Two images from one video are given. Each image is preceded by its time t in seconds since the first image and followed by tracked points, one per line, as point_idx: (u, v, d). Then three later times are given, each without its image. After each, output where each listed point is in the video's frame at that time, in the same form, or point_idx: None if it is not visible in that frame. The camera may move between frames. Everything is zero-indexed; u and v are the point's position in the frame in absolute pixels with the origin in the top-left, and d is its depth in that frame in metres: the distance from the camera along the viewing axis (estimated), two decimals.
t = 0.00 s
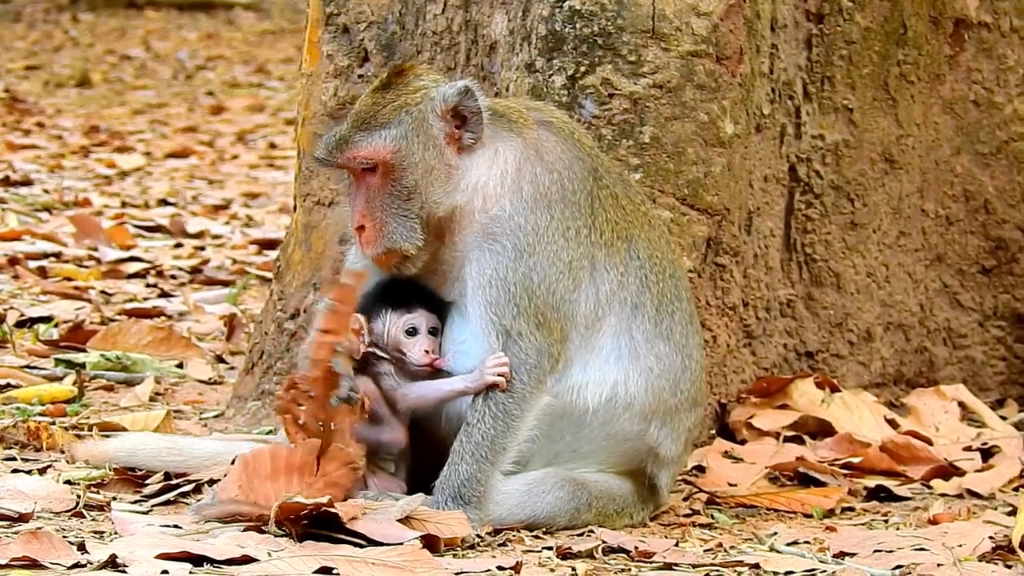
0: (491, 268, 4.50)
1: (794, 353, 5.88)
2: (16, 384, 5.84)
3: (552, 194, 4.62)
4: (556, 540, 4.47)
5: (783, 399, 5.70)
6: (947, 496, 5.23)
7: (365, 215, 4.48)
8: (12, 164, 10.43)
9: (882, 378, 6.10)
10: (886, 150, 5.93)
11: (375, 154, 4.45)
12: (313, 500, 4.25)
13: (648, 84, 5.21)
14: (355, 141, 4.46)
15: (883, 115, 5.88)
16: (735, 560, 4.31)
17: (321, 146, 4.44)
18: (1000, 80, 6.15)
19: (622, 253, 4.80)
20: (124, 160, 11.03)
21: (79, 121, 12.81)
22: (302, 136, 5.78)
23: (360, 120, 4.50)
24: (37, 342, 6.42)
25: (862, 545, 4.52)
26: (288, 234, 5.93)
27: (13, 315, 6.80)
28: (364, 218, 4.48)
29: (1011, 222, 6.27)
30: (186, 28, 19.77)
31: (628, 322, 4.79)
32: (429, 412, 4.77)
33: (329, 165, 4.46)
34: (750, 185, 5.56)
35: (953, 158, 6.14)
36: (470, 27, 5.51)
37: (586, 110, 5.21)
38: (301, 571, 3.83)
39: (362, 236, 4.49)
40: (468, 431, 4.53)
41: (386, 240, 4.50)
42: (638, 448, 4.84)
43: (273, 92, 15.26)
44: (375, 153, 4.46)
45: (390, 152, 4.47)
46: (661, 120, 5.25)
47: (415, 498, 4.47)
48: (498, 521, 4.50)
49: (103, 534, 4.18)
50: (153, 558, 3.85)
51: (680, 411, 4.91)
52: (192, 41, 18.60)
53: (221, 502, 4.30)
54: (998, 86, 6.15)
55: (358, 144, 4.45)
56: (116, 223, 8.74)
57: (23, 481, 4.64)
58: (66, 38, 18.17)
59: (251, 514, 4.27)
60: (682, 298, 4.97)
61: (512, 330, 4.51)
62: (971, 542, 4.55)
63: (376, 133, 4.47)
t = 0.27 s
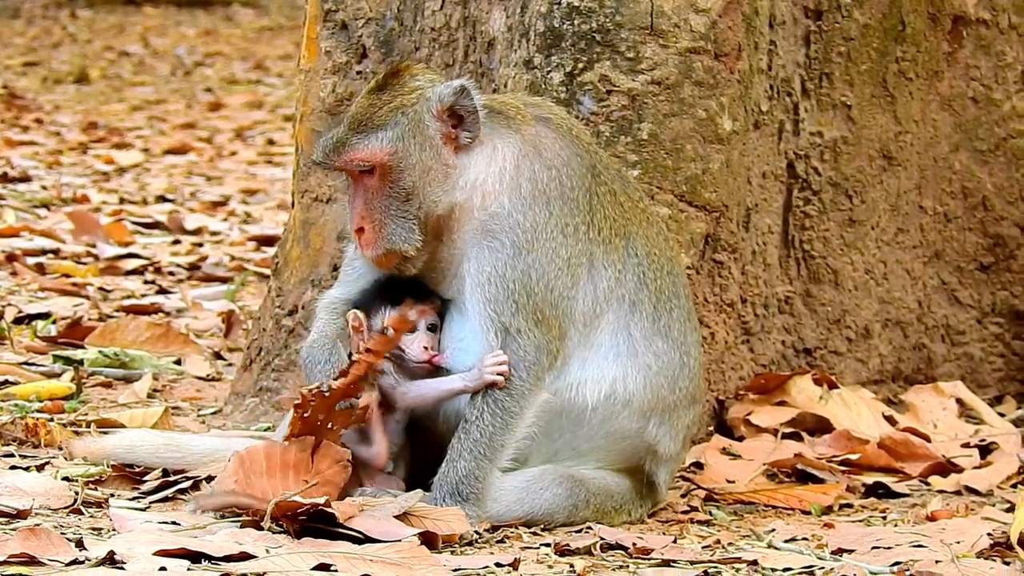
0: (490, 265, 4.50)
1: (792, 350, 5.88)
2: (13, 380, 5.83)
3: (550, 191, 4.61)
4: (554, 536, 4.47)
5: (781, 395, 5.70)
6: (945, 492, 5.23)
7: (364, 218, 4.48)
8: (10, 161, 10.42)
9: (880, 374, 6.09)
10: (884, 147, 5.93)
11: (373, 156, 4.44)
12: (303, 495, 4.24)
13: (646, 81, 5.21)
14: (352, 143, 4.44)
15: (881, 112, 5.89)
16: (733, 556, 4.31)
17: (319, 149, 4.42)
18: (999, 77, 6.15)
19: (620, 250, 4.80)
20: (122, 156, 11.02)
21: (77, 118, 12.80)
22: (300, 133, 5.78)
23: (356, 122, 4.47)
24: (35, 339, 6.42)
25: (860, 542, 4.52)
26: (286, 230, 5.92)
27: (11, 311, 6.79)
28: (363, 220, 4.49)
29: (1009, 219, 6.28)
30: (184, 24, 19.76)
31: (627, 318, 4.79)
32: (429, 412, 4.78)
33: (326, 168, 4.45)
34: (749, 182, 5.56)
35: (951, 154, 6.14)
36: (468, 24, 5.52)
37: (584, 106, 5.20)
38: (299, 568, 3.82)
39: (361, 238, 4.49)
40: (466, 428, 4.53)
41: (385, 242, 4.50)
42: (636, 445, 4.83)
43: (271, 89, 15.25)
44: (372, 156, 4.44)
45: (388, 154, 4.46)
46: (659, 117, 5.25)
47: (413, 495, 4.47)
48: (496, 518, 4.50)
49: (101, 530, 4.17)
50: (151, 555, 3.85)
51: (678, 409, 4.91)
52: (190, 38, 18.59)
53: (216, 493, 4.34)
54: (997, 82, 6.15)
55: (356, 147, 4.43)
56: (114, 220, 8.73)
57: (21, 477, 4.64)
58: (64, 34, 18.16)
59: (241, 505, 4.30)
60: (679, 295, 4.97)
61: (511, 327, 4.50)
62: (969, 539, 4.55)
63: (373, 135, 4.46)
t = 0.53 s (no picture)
0: (486, 265, 4.50)
1: (789, 350, 5.88)
2: (11, 378, 5.83)
3: (546, 190, 4.62)
4: (550, 536, 4.47)
5: (778, 396, 5.70)
6: (943, 493, 5.23)
7: (359, 220, 4.48)
8: (8, 158, 10.41)
9: (878, 375, 6.09)
10: (882, 148, 5.93)
11: (366, 158, 4.44)
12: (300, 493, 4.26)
13: (644, 81, 5.21)
14: (345, 146, 4.44)
15: (878, 112, 5.89)
16: (730, 557, 4.31)
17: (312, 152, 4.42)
18: (997, 78, 6.16)
19: (616, 249, 4.80)
20: (119, 154, 11.01)
21: (75, 116, 12.79)
22: (298, 131, 5.77)
23: (350, 125, 4.48)
24: (33, 337, 6.41)
25: (857, 543, 4.52)
26: (283, 229, 5.92)
27: (8, 309, 6.79)
28: (358, 222, 4.48)
29: (1007, 220, 6.28)
30: (183, 23, 19.75)
31: (622, 318, 4.79)
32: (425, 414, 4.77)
33: (321, 171, 4.45)
34: (747, 183, 5.55)
35: (949, 155, 6.14)
36: (466, 23, 5.51)
37: (582, 106, 5.20)
38: (296, 567, 3.82)
39: (357, 240, 4.49)
40: (463, 428, 4.53)
41: (381, 244, 4.49)
42: (632, 445, 4.83)
43: (269, 87, 15.25)
44: (366, 158, 4.45)
45: (381, 156, 4.46)
46: (657, 117, 5.25)
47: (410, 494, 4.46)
48: (493, 517, 4.50)
49: (97, 529, 4.17)
50: (148, 554, 3.84)
51: (674, 409, 4.91)
52: (188, 36, 18.58)
53: (217, 482, 4.34)
54: (994, 84, 6.16)
55: (349, 150, 4.44)
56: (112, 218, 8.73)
57: (18, 476, 4.64)
58: (62, 32, 18.15)
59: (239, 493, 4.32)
60: (675, 295, 4.98)
61: (507, 327, 4.50)
62: (966, 540, 4.56)
63: (366, 137, 4.46)
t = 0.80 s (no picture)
0: (484, 266, 4.51)
1: (787, 350, 5.88)
2: (9, 378, 5.83)
3: (544, 191, 4.62)
4: (548, 536, 4.47)
5: (776, 395, 5.71)
6: (941, 493, 5.23)
7: (357, 222, 4.48)
8: (6, 159, 10.41)
9: (876, 374, 6.09)
10: (880, 148, 5.93)
11: (365, 161, 4.43)
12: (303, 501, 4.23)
13: (642, 81, 5.21)
14: (344, 148, 4.43)
15: (876, 112, 5.89)
16: (728, 557, 4.32)
17: (311, 155, 4.40)
18: (994, 77, 6.16)
19: (614, 249, 4.80)
20: (117, 155, 11.01)
21: (72, 116, 12.79)
22: (295, 132, 5.77)
23: (348, 127, 4.47)
24: (31, 337, 6.41)
25: (855, 543, 4.52)
26: (281, 229, 5.92)
27: (6, 309, 6.79)
28: (357, 225, 4.48)
29: (1005, 219, 6.28)
30: (180, 23, 19.75)
31: (621, 318, 4.80)
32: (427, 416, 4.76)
33: (319, 173, 4.44)
34: (745, 183, 5.55)
35: (946, 155, 6.14)
36: (464, 23, 5.52)
37: (580, 106, 5.20)
38: (294, 567, 3.83)
39: (355, 243, 4.49)
40: (462, 428, 4.52)
41: (380, 246, 4.50)
42: (630, 446, 4.84)
43: (267, 87, 15.25)
44: (365, 160, 4.44)
45: (380, 158, 4.45)
46: (655, 117, 5.25)
47: (408, 494, 4.49)
48: (491, 517, 4.49)
49: (95, 529, 4.18)
50: (146, 554, 3.85)
51: (672, 409, 4.91)
52: (185, 36, 18.59)
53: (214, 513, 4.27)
54: (992, 83, 6.16)
55: (348, 152, 4.42)
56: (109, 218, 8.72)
57: (16, 476, 4.64)
58: (60, 32, 18.14)
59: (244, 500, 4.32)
60: (673, 295, 4.98)
61: (506, 327, 4.50)
62: (964, 539, 4.56)
63: (364, 139, 4.45)
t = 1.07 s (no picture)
0: (479, 268, 4.49)
1: (784, 351, 5.88)
2: (5, 379, 5.83)
3: (534, 190, 4.62)
4: (545, 537, 4.47)
5: (773, 396, 5.71)
6: (937, 493, 5.23)
7: (346, 225, 4.50)
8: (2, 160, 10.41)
9: (872, 375, 6.10)
10: (877, 148, 5.92)
11: (354, 162, 4.46)
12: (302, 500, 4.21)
13: (638, 82, 5.21)
14: (333, 150, 4.46)
15: (873, 112, 5.88)
16: (725, 557, 4.32)
17: (300, 155, 4.43)
18: (991, 78, 6.16)
19: (608, 244, 4.81)
20: (115, 156, 11.02)
21: (71, 117, 12.79)
22: (292, 132, 5.78)
23: (337, 130, 4.50)
24: (28, 338, 6.41)
25: (852, 543, 4.52)
26: (278, 230, 5.92)
27: (3, 310, 6.79)
28: (345, 227, 4.50)
29: (1001, 220, 6.28)
30: (178, 24, 19.76)
31: (619, 312, 4.80)
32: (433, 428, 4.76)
33: (307, 175, 4.46)
34: (741, 183, 5.56)
35: (943, 155, 6.14)
36: (460, 24, 5.51)
37: (576, 106, 5.21)
38: (290, 568, 3.83)
39: (343, 246, 4.50)
40: (456, 431, 4.52)
41: (369, 249, 4.52)
42: (629, 443, 4.84)
43: (265, 88, 15.25)
44: (354, 161, 4.47)
45: (369, 161, 4.48)
46: (651, 117, 5.25)
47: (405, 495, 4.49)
48: (488, 518, 4.49)
49: (92, 530, 4.18)
50: (143, 555, 3.85)
51: (670, 404, 4.91)
52: (183, 37, 18.59)
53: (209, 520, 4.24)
54: (989, 84, 6.16)
55: (337, 153, 4.45)
56: (107, 219, 8.73)
57: (12, 477, 4.64)
58: (58, 33, 18.15)
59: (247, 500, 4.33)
60: (667, 288, 4.99)
61: (503, 329, 4.49)
62: (961, 540, 4.56)
63: (354, 141, 4.49)
